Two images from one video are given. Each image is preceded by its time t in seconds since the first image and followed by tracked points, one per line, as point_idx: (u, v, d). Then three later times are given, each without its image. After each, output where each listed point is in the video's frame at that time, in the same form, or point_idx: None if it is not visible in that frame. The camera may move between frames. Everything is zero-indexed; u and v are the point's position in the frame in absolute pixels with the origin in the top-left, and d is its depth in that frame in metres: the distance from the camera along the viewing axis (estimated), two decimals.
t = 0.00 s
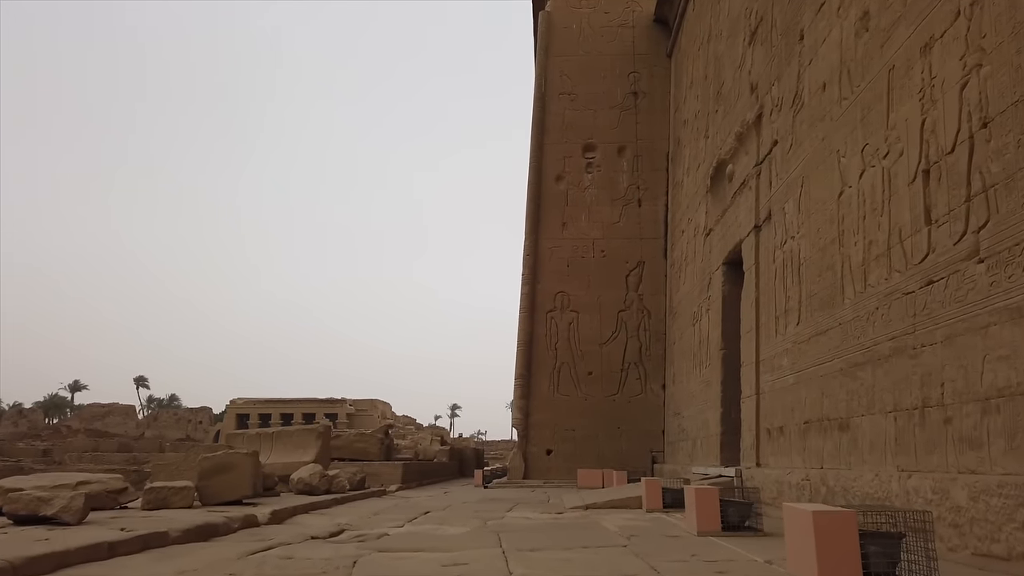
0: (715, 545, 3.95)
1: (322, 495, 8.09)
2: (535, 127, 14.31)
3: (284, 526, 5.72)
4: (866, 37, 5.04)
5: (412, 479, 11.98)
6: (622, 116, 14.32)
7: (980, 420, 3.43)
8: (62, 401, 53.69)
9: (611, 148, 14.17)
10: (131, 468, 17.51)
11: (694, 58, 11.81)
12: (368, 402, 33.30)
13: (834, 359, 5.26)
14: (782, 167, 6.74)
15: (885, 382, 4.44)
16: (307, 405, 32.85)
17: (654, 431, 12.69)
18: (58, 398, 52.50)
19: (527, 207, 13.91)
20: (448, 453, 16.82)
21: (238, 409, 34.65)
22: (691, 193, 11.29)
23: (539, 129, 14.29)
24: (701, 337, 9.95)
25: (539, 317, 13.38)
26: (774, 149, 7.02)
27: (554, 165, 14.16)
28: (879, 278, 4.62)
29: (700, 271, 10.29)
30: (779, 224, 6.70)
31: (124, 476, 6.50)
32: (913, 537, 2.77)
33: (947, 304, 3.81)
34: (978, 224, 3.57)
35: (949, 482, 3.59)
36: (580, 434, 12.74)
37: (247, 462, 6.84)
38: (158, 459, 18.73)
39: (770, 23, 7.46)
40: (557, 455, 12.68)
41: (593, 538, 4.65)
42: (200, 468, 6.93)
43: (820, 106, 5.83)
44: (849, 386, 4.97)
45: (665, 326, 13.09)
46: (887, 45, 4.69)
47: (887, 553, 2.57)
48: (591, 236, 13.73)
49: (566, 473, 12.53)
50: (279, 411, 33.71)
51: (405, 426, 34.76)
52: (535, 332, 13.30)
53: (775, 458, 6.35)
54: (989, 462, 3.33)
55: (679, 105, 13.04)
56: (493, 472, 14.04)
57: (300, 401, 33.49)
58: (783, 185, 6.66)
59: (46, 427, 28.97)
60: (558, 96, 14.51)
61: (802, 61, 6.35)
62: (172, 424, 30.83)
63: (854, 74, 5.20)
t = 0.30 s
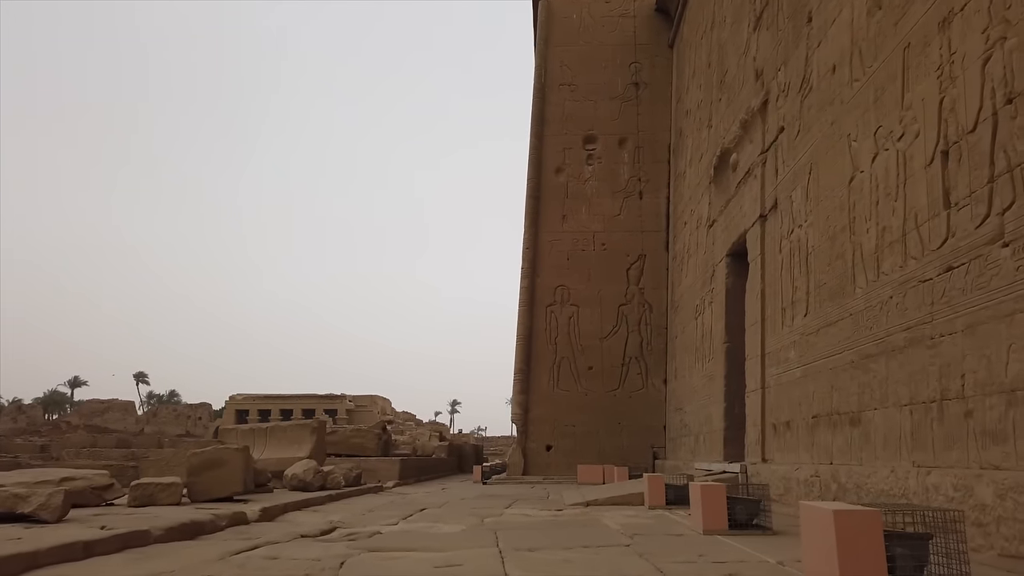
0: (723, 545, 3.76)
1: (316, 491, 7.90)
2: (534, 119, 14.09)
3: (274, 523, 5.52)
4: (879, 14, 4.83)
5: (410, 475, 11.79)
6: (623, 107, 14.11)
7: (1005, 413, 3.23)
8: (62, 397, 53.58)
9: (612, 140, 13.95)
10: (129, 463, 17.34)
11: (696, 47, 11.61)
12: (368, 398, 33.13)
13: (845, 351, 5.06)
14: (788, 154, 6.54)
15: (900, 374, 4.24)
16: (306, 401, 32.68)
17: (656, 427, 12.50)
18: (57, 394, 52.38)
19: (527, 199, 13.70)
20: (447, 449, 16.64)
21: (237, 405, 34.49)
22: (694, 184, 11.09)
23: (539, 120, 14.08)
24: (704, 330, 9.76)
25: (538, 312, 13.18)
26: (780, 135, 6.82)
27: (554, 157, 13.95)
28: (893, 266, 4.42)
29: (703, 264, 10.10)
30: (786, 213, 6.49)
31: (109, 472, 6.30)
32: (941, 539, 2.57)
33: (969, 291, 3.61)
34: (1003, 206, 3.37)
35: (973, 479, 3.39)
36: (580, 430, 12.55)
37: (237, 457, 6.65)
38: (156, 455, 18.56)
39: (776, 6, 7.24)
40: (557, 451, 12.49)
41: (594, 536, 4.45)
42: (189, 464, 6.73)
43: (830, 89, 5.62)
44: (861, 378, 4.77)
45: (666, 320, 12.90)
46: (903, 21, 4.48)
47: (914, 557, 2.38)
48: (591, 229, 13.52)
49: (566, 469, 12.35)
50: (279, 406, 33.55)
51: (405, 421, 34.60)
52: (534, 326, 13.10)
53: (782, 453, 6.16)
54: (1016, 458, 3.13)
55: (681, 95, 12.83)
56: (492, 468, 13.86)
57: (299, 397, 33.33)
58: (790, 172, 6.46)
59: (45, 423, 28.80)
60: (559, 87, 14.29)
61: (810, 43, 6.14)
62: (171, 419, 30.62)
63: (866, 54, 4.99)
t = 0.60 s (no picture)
0: (735, 563, 3.53)
1: (309, 495, 7.67)
2: (535, 113, 13.83)
3: (262, 533, 5.30)
4: None
5: (407, 476, 11.57)
6: (624, 100, 13.85)
7: None
8: (61, 394, 53.41)
9: (614, 134, 13.70)
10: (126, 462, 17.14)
11: (700, 39, 11.35)
12: (368, 395, 32.95)
13: (860, 352, 4.82)
14: (798, 147, 6.30)
15: (921, 378, 4.00)
16: (306, 398, 32.47)
17: (658, 427, 12.27)
18: (57, 391, 52.22)
19: (527, 195, 13.45)
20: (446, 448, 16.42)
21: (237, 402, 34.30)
22: (697, 179, 10.84)
23: (539, 114, 13.82)
24: (708, 329, 9.52)
25: (538, 309, 12.94)
26: (789, 128, 6.57)
27: (555, 151, 13.69)
28: (913, 264, 4.18)
29: (707, 260, 9.86)
30: (796, 208, 6.25)
31: (93, 478, 6.07)
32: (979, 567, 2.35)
33: (997, 291, 3.38)
34: None
35: (1005, 494, 3.16)
36: (580, 429, 12.33)
37: (226, 461, 6.42)
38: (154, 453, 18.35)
39: None
40: (557, 451, 12.27)
41: (597, 549, 4.22)
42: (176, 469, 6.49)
43: (843, 79, 5.37)
44: (877, 382, 4.54)
45: (668, 318, 12.67)
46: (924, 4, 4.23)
47: None
48: (592, 225, 13.27)
49: (567, 470, 12.14)
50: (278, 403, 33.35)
51: (406, 418, 34.42)
52: (534, 324, 12.87)
53: (791, 458, 5.93)
54: None
55: (684, 89, 12.58)
56: (491, 469, 13.64)
57: (299, 394, 33.12)
58: (799, 166, 6.22)
59: (43, 420, 28.60)
60: (559, 80, 14.03)
61: (822, 31, 5.89)
62: (171, 416, 30.35)
63: (883, 41, 4.75)
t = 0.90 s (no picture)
0: None
1: (303, 500, 7.50)
2: (534, 108, 13.63)
3: (250, 542, 5.12)
4: None
5: (405, 477, 11.40)
6: (625, 95, 13.65)
7: None
8: (61, 390, 53.26)
9: (614, 130, 13.50)
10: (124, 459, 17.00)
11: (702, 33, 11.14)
12: (367, 391, 32.77)
13: (871, 357, 4.63)
14: (805, 144, 6.10)
15: (937, 386, 3.82)
16: (305, 395, 32.31)
17: (659, 427, 12.09)
18: (57, 387, 52.08)
19: (526, 192, 13.26)
20: (444, 448, 16.24)
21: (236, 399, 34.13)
22: (700, 175, 10.64)
23: (539, 110, 13.62)
24: (710, 329, 9.33)
25: (538, 307, 12.76)
26: (795, 123, 6.37)
27: (554, 147, 13.49)
28: (928, 265, 4.00)
29: (710, 258, 9.67)
30: (802, 206, 6.05)
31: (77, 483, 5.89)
32: None
33: (1021, 296, 3.19)
34: None
35: None
36: (580, 430, 12.15)
37: (215, 467, 6.23)
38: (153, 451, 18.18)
39: None
40: (557, 452, 12.10)
41: (597, 564, 4.05)
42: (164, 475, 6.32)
43: (853, 72, 5.17)
44: (889, 389, 4.35)
45: (670, 316, 12.49)
46: None
47: None
48: (593, 222, 13.08)
49: (566, 471, 11.96)
50: (278, 400, 33.19)
51: (406, 416, 34.26)
52: (534, 322, 12.69)
53: (797, 464, 5.74)
54: None
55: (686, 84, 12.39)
56: (490, 469, 13.47)
57: (298, 391, 32.95)
58: (806, 162, 6.03)
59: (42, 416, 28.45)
60: (559, 75, 13.82)
61: (830, 22, 5.69)
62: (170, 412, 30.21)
63: (895, 32, 4.55)
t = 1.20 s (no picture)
0: None
1: (293, 505, 7.32)
2: (533, 106, 13.44)
3: (235, 552, 4.94)
4: None
5: (401, 480, 11.22)
6: (624, 93, 13.46)
7: None
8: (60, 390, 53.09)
9: (614, 128, 13.32)
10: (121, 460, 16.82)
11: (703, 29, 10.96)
12: (366, 391, 32.59)
13: (879, 361, 4.45)
14: (808, 139, 5.93)
15: (950, 392, 3.64)
16: (304, 395, 32.13)
17: (659, 430, 11.92)
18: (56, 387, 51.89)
19: (525, 191, 13.08)
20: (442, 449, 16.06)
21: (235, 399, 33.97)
22: (700, 173, 10.47)
23: (537, 107, 13.43)
24: (711, 329, 9.15)
25: (536, 308, 12.58)
26: (799, 118, 6.19)
27: (553, 146, 13.31)
28: (940, 265, 3.81)
29: (710, 257, 9.48)
30: (806, 204, 5.87)
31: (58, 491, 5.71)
32: None
33: None
34: None
35: None
36: (579, 432, 11.97)
37: (201, 473, 6.04)
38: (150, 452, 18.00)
39: None
40: (555, 455, 11.92)
41: None
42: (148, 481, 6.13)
43: (860, 65, 4.99)
44: (898, 394, 4.17)
45: (670, 317, 12.31)
46: None
47: None
48: (592, 221, 12.90)
49: (565, 474, 11.79)
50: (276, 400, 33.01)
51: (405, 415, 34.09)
52: (532, 323, 12.51)
53: (801, 470, 5.57)
54: None
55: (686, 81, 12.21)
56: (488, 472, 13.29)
57: (297, 391, 32.78)
58: (810, 159, 5.85)
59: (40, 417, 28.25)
60: (558, 73, 13.64)
61: (835, 13, 5.50)
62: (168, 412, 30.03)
63: (904, 22, 4.37)
